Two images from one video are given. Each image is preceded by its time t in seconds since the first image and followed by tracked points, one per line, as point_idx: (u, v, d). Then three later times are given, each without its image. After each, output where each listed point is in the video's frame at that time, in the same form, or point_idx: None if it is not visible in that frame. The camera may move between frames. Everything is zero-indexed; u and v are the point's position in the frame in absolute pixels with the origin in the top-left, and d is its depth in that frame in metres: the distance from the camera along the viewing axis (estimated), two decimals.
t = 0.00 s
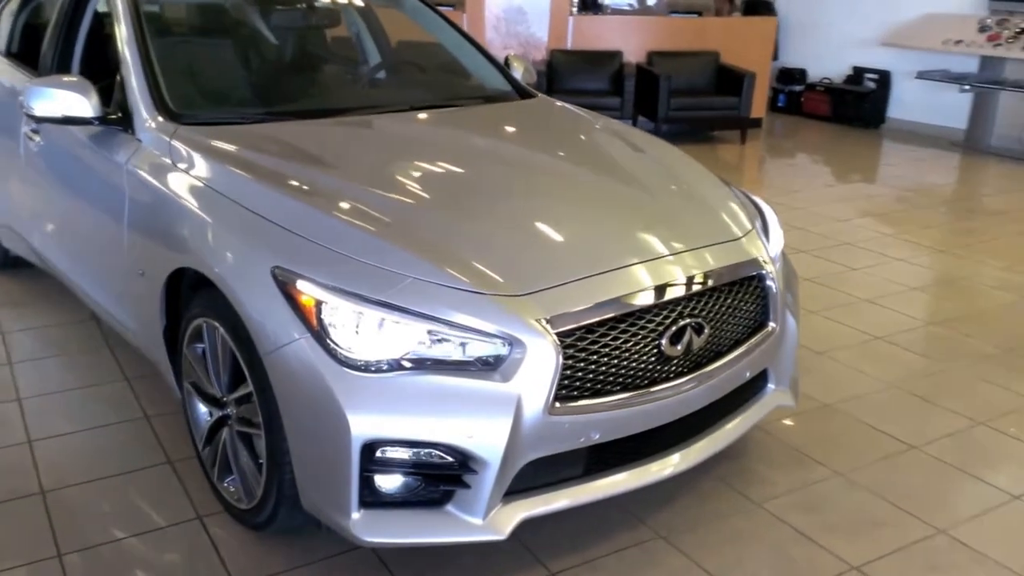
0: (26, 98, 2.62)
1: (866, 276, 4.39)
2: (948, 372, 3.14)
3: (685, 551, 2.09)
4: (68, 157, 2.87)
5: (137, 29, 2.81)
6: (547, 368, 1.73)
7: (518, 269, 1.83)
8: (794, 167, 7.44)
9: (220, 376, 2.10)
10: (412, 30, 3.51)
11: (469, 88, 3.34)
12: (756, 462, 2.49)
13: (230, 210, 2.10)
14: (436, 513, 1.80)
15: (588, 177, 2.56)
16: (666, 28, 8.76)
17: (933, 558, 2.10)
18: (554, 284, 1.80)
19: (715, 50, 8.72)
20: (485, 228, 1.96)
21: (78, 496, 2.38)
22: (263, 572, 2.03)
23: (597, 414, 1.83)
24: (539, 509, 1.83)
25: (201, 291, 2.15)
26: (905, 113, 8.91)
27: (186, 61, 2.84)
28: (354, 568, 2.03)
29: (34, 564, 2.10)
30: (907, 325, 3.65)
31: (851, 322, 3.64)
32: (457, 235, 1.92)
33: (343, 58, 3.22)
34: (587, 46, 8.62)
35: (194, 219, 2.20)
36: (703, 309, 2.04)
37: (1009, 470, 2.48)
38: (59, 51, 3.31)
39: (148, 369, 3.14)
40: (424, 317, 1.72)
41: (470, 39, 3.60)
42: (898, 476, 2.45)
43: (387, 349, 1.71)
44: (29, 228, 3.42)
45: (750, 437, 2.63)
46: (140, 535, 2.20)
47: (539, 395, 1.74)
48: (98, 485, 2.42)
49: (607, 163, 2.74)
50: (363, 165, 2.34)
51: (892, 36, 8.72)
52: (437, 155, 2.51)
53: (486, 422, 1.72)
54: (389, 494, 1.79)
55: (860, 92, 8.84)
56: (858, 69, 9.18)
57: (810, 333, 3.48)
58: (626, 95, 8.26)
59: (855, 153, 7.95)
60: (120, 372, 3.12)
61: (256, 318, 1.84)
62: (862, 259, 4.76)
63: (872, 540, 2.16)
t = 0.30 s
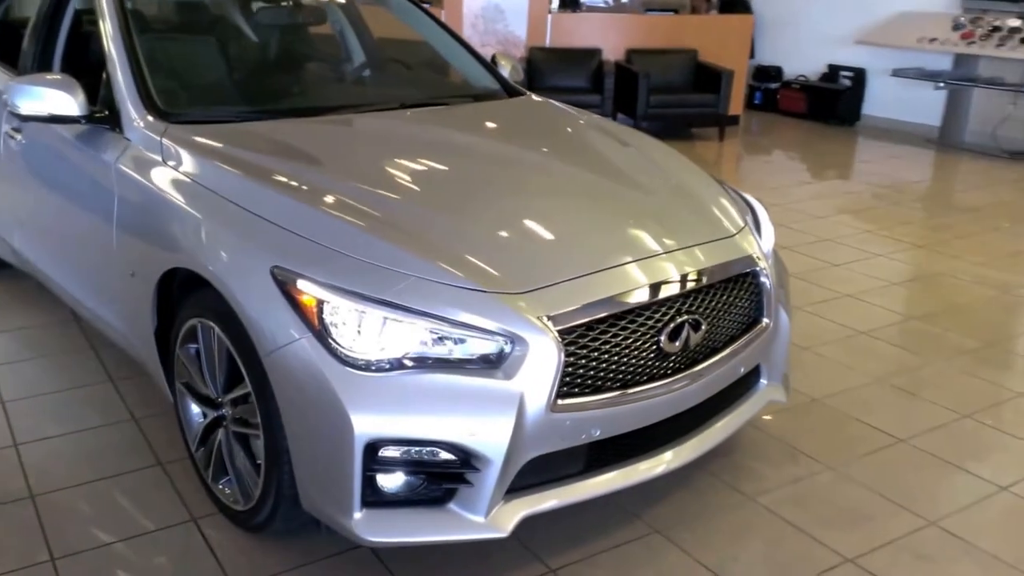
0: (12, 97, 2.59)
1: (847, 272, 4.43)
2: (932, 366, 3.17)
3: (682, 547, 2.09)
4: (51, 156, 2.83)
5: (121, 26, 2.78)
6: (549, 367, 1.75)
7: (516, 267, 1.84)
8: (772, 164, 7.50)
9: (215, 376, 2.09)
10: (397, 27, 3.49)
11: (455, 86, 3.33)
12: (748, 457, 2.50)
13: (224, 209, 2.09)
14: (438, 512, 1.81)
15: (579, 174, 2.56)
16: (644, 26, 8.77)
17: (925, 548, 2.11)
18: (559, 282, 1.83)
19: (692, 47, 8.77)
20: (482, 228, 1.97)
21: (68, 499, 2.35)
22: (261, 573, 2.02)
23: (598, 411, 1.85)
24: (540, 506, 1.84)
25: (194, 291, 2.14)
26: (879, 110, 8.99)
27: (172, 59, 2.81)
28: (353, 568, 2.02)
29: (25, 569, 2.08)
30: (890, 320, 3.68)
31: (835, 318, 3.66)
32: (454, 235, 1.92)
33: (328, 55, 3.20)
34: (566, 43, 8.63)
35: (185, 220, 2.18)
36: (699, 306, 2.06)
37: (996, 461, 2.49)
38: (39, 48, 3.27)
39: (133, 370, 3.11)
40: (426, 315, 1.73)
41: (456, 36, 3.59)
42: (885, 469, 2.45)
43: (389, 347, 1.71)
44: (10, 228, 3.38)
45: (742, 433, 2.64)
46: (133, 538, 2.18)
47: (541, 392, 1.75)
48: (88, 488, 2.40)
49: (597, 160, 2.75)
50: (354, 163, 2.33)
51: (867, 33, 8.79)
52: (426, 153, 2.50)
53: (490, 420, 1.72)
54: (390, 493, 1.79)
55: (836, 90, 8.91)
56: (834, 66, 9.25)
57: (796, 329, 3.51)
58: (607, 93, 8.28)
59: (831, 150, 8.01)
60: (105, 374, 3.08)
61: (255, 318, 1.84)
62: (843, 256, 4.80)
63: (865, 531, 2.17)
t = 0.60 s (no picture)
0: None
1: (829, 266, 4.47)
2: (916, 358, 3.21)
3: (679, 540, 2.11)
4: (34, 154, 2.79)
5: (105, 21, 2.76)
6: (552, 360, 1.80)
7: (516, 266, 1.88)
8: (751, 160, 7.54)
9: (210, 375, 2.09)
10: (382, 23, 3.48)
11: (441, 82, 3.33)
12: (741, 449, 2.52)
13: (215, 205, 2.09)
14: (440, 509, 1.85)
15: (571, 169, 2.56)
16: (622, 22, 8.77)
17: (919, 538, 2.12)
18: (557, 278, 1.87)
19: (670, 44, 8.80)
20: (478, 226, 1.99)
21: (58, 501, 2.32)
22: (259, 572, 2.01)
23: (595, 406, 1.90)
24: (540, 502, 1.89)
25: (187, 290, 2.13)
26: (855, 106, 9.08)
27: (157, 55, 2.78)
28: (352, 566, 2.02)
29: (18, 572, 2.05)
30: (873, 313, 3.72)
31: (819, 312, 3.70)
32: (451, 233, 1.95)
33: (312, 51, 3.18)
34: (545, 40, 8.61)
35: (174, 215, 2.18)
36: (695, 300, 2.11)
37: (983, 451, 2.52)
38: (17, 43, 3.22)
39: (120, 370, 3.08)
40: (426, 312, 1.77)
41: (439, 31, 3.58)
42: (875, 459, 2.47)
43: (389, 345, 1.76)
44: None
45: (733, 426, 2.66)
46: (128, 540, 2.16)
47: (541, 388, 1.80)
48: (79, 490, 2.37)
49: (588, 156, 2.76)
50: (347, 160, 2.32)
51: (843, 30, 8.87)
52: (417, 149, 2.50)
53: (492, 417, 1.77)
54: (392, 491, 1.84)
55: (812, 85, 8.98)
56: (809, 62, 9.32)
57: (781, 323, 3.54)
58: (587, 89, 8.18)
59: (809, 145, 8.07)
60: (90, 374, 3.05)
61: (254, 316, 1.86)
62: (824, 250, 4.85)
63: (858, 522, 2.18)
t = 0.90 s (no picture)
0: None
1: (814, 259, 4.49)
2: (904, 350, 3.23)
3: (675, 533, 2.11)
4: (19, 152, 2.77)
5: (90, 17, 2.73)
6: (551, 354, 1.82)
7: (514, 263, 1.89)
8: (733, 154, 7.57)
9: (204, 374, 2.09)
10: (368, 19, 3.47)
11: (429, 78, 3.32)
12: (733, 441, 2.53)
13: (207, 203, 2.09)
14: (439, 504, 1.86)
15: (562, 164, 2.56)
16: (602, 16, 8.79)
17: (911, 528, 2.14)
18: (555, 273, 1.89)
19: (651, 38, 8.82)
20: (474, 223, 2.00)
21: (49, 503, 2.30)
22: (255, 571, 2.00)
23: (593, 400, 1.91)
24: (539, 497, 1.90)
25: (180, 290, 2.13)
26: (835, 99, 9.13)
27: (143, 52, 2.76)
28: (350, 564, 2.01)
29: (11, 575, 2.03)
30: (859, 305, 3.75)
31: (806, 305, 3.72)
32: (448, 230, 1.95)
33: (296, 48, 3.17)
34: (525, 35, 8.62)
35: (163, 213, 2.18)
36: (690, 293, 2.13)
37: (972, 442, 2.54)
38: None
39: (108, 370, 3.05)
40: (425, 309, 1.79)
41: (425, 27, 3.57)
42: (866, 450, 2.49)
43: (387, 341, 1.77)
44: None
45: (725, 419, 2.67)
46: (121, 541, 2.14)
47: (540, 383, 1.82)
48: (69, 491, 2.35)
49: (580, 152, 2.76)
50: (340, 157, 2.31)
51: (823, 24, 8.92)
52: (409, 145, 2.49)
53: (492, 412, 1.79)
54: (391, 488, 1.85)
55: (792, 79, 9.03)
56: (790, 56, 9.36)
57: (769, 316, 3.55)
58: (568, 84, 8.17)
59: (790, 139, 8.12)
60: (77, 374, 3.02)
61: (251, 314, 1.87)
62: (808, 243, 4.88)
63: (851, 514, 2.20)
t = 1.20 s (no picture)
0: None
1: (800, 253, 4.52)
2: (892, 342, 3.26)
3: (671, 525, 2.12)
4: (4, 151, 2.73)
5: (74, 13, 2.71)
6: (549, 348, 1.82)
7: (511, 259, 1.89)
8: (716, 148, 7.60)
9: (198, 373, 2.08)
10: (354, 14, 3.46)
11: (417, 74, 3.31)
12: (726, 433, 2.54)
13: (199, 199, 2.08)
14: (438, 500, 1.86)
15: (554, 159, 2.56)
16: (583, 11, 8.80)
17: (905, 518, 2.16)
18: (551, 267, 1.89)
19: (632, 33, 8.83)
20: (469, 218, 2.00)
21: (40, 505, 2.28)
22: (253, 570, 1.99)
23: (591, 395, 1.92)
24: (537, 491, 1.90)
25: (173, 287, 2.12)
26: (816, 93, 9.18)
27: (128, 48, 2.74)
28: (347, 561, 2.01)
29: None
30: (846, 298, 3.77)
31: (794, 298, 3.74)
32: (445, 225, 1.95)
33: (280, 44, 3.14)
34: (506, 30, 8.59)
35: (152, 210, 2.17)
36: (685, 287, 2.14)
37: (962, 432, 2.57)
38: None
39: (95, 370, 3.02)
40: (424, 305, 1.78)
41: (412, 22, 3.57)
42: (859, 441, 2.51)
43: (385, 337, 1.77)
44: None
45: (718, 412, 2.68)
46: (115, 542, 2.13)
47: (539, 378, 1.82)
48: (60, 492, 2.33)
49: (571, 148, 2.77)
50: (333, 153, 2.30)
51: (804, 17, 8.96)
52: (401, 141, 2.48)
53: (492, 407, 1.79)
54: (389, 484, 1.84)
55: (773, 74, 9.07)
56: (771, 50, 9.40)
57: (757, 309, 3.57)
58: (550, 80, 8.15)
59: (771, 133, 8.15)
60: (63, 375, 2.99)
61: (248, 312, 1.87)
62: (793, 237, 4.90)
63: (845, 504, 2.21)
